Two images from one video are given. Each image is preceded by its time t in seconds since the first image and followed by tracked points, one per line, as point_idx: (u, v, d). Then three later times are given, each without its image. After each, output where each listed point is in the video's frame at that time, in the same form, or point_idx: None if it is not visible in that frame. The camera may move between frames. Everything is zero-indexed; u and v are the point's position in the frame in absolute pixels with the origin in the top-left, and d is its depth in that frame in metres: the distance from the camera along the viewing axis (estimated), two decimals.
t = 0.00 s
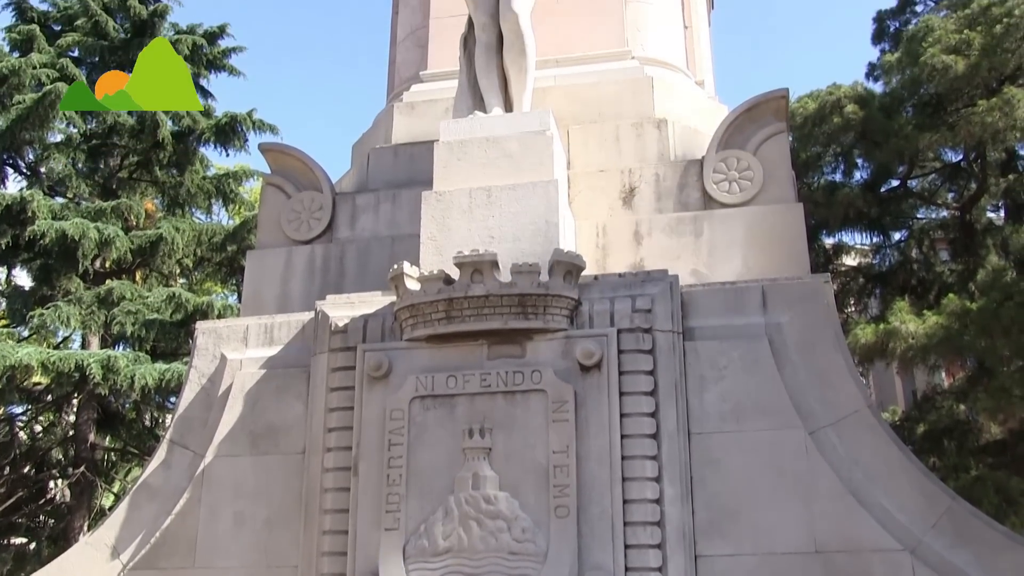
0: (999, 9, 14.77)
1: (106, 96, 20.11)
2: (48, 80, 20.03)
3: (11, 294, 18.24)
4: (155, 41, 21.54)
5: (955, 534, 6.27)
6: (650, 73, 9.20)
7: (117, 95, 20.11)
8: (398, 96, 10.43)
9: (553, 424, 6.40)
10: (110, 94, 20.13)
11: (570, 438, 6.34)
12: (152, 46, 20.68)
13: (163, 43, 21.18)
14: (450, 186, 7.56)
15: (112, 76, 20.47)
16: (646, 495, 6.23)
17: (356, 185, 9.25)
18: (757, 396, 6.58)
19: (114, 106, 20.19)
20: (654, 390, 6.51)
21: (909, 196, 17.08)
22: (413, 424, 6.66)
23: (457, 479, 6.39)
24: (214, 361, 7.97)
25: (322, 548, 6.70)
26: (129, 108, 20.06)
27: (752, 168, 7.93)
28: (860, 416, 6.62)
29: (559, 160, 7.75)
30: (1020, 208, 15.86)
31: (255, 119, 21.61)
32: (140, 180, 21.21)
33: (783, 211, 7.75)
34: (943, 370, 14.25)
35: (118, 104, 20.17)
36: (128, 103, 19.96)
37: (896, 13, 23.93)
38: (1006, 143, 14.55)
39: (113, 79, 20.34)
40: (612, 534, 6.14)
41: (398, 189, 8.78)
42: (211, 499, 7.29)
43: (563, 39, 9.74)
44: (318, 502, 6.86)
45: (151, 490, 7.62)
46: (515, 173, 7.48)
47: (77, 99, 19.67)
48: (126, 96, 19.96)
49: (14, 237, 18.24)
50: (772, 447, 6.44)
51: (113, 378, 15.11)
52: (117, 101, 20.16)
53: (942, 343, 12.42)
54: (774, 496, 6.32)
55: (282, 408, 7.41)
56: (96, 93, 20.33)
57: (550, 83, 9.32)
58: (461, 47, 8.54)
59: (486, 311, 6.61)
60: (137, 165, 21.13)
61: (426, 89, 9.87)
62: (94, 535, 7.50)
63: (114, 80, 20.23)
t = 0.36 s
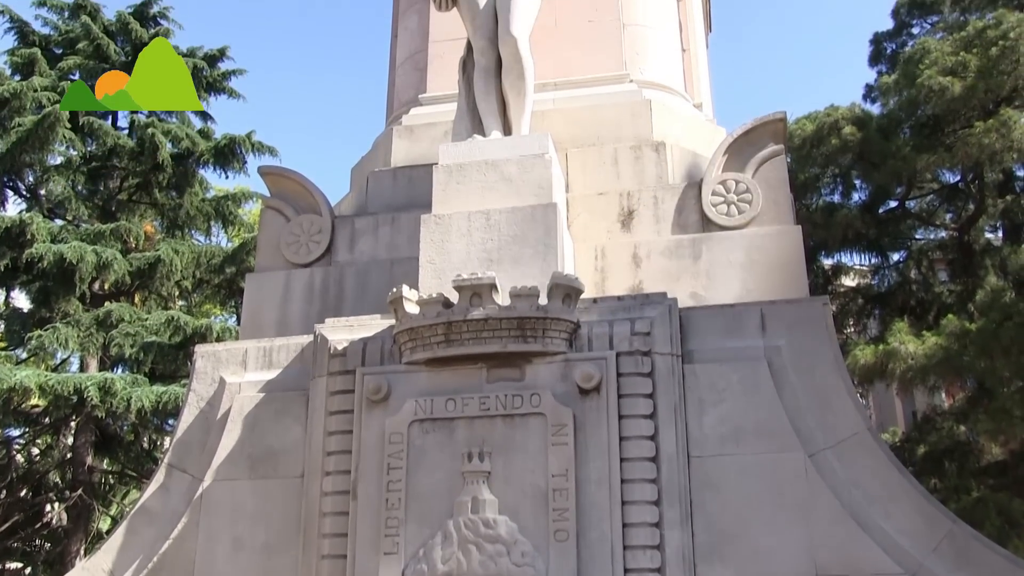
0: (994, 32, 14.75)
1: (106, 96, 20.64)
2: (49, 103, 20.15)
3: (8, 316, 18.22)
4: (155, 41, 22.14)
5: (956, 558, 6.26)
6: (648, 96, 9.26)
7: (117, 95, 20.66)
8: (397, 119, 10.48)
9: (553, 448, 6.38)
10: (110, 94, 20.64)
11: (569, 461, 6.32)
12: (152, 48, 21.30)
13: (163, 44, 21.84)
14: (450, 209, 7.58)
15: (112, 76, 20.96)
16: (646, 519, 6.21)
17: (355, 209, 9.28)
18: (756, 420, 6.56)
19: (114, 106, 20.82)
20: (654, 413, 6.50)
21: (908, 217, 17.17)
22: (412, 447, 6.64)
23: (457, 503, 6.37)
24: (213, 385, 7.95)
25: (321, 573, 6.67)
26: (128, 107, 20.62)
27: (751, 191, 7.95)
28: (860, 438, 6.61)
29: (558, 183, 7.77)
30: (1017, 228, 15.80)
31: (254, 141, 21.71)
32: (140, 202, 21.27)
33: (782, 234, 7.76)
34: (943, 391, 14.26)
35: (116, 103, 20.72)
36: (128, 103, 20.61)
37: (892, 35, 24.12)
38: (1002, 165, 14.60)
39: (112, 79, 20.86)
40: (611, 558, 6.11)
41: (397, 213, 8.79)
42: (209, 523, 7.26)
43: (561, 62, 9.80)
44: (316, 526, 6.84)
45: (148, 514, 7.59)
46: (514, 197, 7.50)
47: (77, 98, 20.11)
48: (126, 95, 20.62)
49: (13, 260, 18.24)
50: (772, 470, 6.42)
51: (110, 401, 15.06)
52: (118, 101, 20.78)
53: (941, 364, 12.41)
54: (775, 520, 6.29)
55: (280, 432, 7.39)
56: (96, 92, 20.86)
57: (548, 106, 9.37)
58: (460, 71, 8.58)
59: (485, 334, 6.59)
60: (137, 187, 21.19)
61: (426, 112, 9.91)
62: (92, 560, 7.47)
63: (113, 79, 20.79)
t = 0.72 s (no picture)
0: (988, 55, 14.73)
1: (106, 96, 21.70)
2: (49, 127, 20.23)
3: (6, 340, 18.20)
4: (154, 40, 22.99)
5: None
6: (645, 120, 9.31)
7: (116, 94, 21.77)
8: (396, 144, 10.54)
9: (552, 473, 6.36)
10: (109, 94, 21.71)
11: (569, 486, 6.30)
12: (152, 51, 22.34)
13: (162, 44, 22.75)
14: (448, 234, 7.60)
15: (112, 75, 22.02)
16: (645, 544, 6.19)
17: (354, 233, 9.33)
18: (756, 444, 6.55)
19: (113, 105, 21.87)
20: (653, 438, 6.49)
21: (906, 238, 17.30)
22: (411, 472, 6.62)
23: (456, 529, 6.34)
24: (212, 410, 7.94)
25: None
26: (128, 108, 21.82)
27: (749, 215, 7.97)
28: (860, 462, 6.61)
29: (556, 207, 7.81)
30: (1016, 250, 15.91)
31: (253, 165, 21.79)
32: (139, 227, 21.33)
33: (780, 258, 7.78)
34: (943, 413, 14.25)
35: (117, 103, 21.85)
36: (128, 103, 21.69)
37: (888, 58, 24.29)
38: (999, 186, 14.68)
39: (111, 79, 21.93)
40: None
41: (395, 237, 8.81)
42: (207, 549, 7.23)
43: (559, 87, 9.87)
44: (315, 552, 6.81)
45: (146, 540, 7.56)
46: (513, 222, 7.53)
47: (80, 98, 21.23)
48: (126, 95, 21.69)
49: (11, 285, 18.27)
50: (772, 495, 6.40)
51: (107, 426, 15.00)
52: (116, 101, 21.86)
53: (941, 386, 12.41)
54: (775, 545, 6.27)
55: (279, 457, 7.37)
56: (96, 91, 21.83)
57: (546, 131, 9.43)
58: (458, 96, 8.64)
59: (484, 359, 6.58)
60: (136, 212, 21.28)
61: (424, 137, 9.97)
62: None
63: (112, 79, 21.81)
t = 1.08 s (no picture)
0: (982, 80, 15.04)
1: (105, 97, 22.22)
2: (48, 154, 20.32)
3: (4, 367, 18.17)
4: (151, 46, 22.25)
5: None
6: (643, 147, 9.37)
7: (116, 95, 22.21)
8: (394, 172, 10.58)
9: (551, 500, 6.34)
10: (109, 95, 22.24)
11: (568, 514, 6.28)
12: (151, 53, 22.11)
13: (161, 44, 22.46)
14: (446, 261, 7.61)
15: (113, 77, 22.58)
16: (644, 572, 6.16)
17: (352, 260, 9.36)
18: (755, 470, 6.54)
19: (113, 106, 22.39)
20: (653, 464, 6.48)
21: (903, 261, 17.40)
22: (410, 501, 6.59)
23: (455, 557, 6.32)
24: (210, 439, 7.91)
25: None
26: (126, 109, 21.96)
27: (746, 241, 7.98)
28: (859, 488, 6.59)
29: (554, 234, 7.84)
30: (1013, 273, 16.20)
31: (251, 192, 21.88)
32: (138, 253, 21.37)
33: (777, 284, 7.79)
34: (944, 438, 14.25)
35: (116, 104, 22.06)
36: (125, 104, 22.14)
37: (884, 83, 24.49)
38: (997, 210, 14.81)
39: (112, 80, 22.36)
40: None
41: (394, 265, 8.83)
42: None
43: (557, 113, 9.94)
44: None
45: (143, 570, 7.52)
46: (511, 248, 7.55)
47: (77, 100, 22.02)
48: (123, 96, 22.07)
49: (9, 313, 18.27)
50: (772, 521, 6.38)
51: (103, 454, 14.93)
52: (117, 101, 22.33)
53: (942, 410, 12.40)
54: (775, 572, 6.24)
55: (278, 485, 7.35)
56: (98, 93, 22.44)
57: (544, 157, 9.49)
58: (456, 123, 8.70)
59: (483, 387, 6.58)
60: (135, 238, 21.33)
61: (422, 164, 10.02)
62: None
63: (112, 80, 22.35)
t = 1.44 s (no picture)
0: (978, 106, 15.15)
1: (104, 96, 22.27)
2: (47, 183, 20.45)
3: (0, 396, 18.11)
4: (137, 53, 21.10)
5: None
6: (639, 175, 9.43)
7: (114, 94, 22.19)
8: (392, 200, 10.63)
9: (550, 530, 6.33)
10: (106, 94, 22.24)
11: (566, 543, 6.26)
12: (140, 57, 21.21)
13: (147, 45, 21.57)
14: (444, 290, 7.62)
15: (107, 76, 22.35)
16: None
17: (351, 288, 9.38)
18: (754, 498, 6.53)
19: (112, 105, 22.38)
20: (652, 492, 6.46)
21: (902, 285, 17.58)
22: (408, 530, 6.57)
23: None
24: (208, 468, 7.89)
25: None
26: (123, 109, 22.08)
27: (743, 268, 8.01)
28: (859, 515, 6.58)
29: (552, 262, 7.87)
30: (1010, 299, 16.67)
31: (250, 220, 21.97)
32: (135, 280, 21.38)
33: (774, 311, 7.81)
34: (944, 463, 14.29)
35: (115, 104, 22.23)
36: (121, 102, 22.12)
37: (880, 108, 24.66)
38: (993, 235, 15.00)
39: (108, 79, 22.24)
40: None
41: (392, 293, 8.86)
42: None
43: (553, 142, 10.00)
44: None
45: None
46: (509, 277, 7.57)
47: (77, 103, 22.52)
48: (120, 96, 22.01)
49: (6, 341, 18.30)
50: (771, 549, 6.36)
51: (100, 482, 14.86)
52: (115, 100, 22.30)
53: (942, 435, 12.35)
54: None
55: (275, 515, 7.31)
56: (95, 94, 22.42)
57: (541, 186, 9.55)
58: (454, 152, 8.76)
59: (481, 416, 6.56)
60: (133, 265, 21.37)
61: (420, 193, 10.06)
62: None
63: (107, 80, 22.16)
